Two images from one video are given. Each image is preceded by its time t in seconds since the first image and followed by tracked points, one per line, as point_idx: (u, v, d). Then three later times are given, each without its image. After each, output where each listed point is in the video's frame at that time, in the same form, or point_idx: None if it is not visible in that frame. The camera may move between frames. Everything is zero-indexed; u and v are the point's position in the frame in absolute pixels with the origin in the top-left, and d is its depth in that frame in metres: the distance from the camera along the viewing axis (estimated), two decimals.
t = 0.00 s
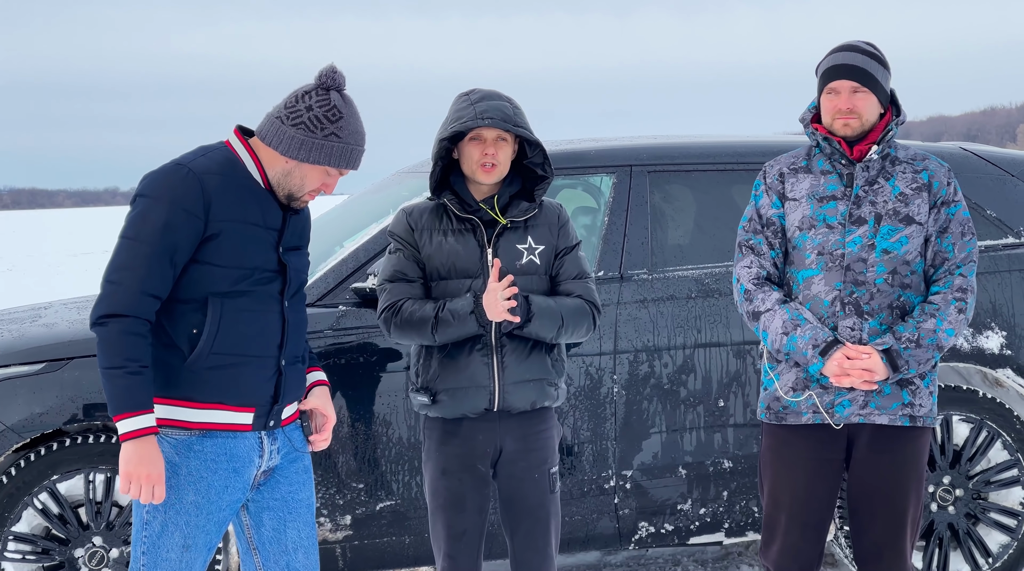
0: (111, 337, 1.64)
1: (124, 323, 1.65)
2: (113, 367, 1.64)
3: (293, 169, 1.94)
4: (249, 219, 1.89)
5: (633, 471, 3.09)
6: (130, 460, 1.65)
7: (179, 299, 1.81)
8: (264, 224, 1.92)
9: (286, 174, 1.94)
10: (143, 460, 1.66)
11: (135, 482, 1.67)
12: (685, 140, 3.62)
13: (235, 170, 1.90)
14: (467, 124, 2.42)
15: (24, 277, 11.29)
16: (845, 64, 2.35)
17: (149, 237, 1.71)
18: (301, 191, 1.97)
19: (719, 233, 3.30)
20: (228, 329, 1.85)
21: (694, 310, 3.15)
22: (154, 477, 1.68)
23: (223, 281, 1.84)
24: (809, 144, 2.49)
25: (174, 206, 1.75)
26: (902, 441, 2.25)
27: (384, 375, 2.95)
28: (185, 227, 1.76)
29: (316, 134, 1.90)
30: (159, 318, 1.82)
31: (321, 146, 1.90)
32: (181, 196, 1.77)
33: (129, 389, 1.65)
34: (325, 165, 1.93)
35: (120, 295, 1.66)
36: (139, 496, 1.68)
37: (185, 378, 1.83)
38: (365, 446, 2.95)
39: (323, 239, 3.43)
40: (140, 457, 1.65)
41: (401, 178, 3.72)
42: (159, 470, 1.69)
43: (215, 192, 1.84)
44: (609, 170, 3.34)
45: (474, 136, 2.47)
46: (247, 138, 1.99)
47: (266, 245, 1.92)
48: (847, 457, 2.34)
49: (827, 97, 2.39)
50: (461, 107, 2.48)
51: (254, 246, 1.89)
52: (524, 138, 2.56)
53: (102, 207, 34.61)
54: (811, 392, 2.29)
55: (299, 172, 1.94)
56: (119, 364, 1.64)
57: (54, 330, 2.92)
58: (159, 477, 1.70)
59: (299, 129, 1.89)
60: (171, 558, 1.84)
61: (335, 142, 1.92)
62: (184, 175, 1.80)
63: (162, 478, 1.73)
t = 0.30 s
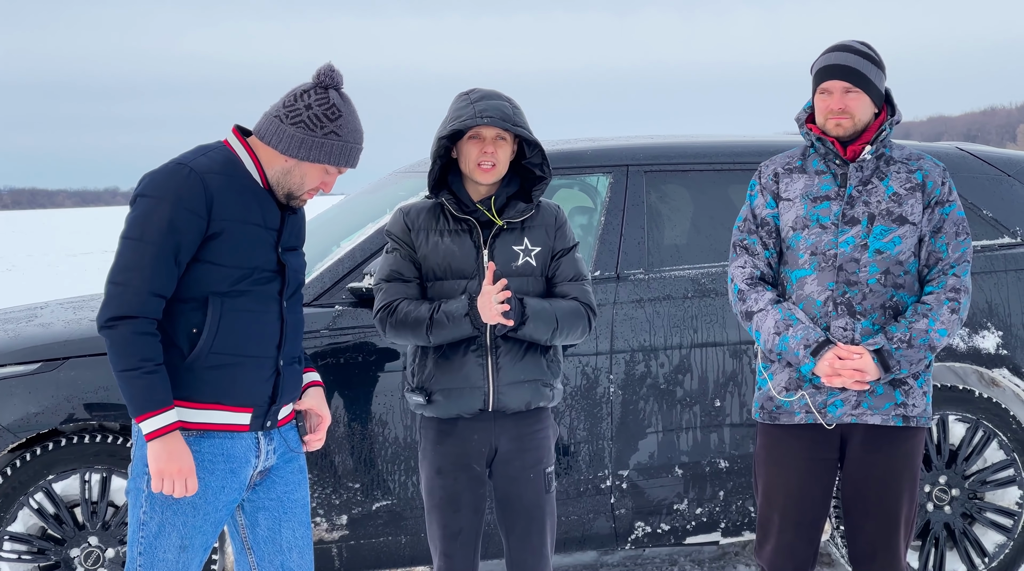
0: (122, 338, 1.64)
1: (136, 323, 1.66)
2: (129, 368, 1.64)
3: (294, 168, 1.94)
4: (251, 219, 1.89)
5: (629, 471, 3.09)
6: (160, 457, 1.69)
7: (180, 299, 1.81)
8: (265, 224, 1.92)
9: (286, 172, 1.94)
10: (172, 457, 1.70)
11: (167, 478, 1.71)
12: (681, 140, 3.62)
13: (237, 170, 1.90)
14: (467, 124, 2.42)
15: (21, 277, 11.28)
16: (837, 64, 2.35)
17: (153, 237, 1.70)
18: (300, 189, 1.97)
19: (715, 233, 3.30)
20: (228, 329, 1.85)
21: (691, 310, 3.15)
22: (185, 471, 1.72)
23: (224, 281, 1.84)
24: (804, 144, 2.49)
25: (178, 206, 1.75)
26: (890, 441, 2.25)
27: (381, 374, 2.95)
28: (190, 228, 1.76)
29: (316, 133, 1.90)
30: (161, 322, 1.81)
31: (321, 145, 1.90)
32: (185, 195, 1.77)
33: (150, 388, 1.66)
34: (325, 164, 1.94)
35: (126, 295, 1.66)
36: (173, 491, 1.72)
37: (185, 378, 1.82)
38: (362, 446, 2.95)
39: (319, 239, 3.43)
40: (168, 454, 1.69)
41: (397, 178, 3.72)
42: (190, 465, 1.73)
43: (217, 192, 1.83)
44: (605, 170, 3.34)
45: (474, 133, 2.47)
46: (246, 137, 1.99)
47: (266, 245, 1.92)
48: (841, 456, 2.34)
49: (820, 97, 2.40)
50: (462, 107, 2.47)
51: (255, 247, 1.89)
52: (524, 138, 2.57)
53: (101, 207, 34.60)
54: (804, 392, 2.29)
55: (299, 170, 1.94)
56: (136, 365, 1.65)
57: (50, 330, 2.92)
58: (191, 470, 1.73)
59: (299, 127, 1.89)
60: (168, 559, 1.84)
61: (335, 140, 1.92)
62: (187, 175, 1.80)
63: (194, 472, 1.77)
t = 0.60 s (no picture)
0: (119, 338, 1.64)
1: (133, 324, 1.66)
2: (124, 368, 1.64)
3: (290, 165, 1.93)
4: (249, 218, 1.89)
5: (628, 470, 3.09)
6: (149, 460, 1.67)
7: (179, 298, 1.81)
8: (263, 222, 1.92)
9: (283, 169, 1.94)
10: (162, 460, 1.68)
11: (156, 481, 1.69)
12: (680, 140, 3.62)
13: (235, 170, 1.90)
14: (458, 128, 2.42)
15: (21, 277, 11.26)
16: (835, 64, 2.35)
17: (151, 237, 1.70)
18: (298, 185, 1.97)
19: (714, 233, 3.30)
20: (228, 329, 1.85)
21: (690, 310, 3.15)
22: (173, 475, 1.70)
23: (224, 280, 1.84)
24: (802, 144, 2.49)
25: (175, 205, 1.75)
26: (888, 441, 2.25)
27: (380, 374, 2.95)
28: (187, 227, 1.76)
29: (312, 128, 1.90)
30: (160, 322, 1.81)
31: (317, 139, 1.90)
32: (183, 194, 1.77)
33: (144, 390, 1.65)
34: (322, 159, 1.93)
35: (124, 295, 1.66)
36: (159, 495, 1.71)
37: (186, 378, 1.83)
38: (360, 446, 2.95)
39: (318, 238, 3.43)
40: (158, 457, 1.67)
41: (396, 178, 3.72)
42: (178, 469, 1.71)
43: (214, 191, 1.83)
44: (604, 170, 3.34)
45: (466, 138, 2.47)
46: (242, 136, 1.99)
47: (265, 243, 1.92)
48: (839, 456, 2.34)
49: (818, 96, 2.40)
50: (454, 111, 2.47)
51: (254, 245, 1.89)
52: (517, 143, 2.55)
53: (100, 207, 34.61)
54: (802, 392, 2.29)
55: (296, 167, 1.94)
56: (130, 366, 1.64)
57: (49, 330, 2.92)
58: (179, 474, 1.72)
59: (295, 123, 1.89)
60: (169, 559, 1.84)
61: (330, 134, 1.92)
62: (184, 175, 1.80)
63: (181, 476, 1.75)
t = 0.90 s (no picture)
0: (113, 340, 1.64)
1: (126, 325, 1.65)
2: (118, 370, 1.64)
3: (284, 163, 1.93)
4: (243, 217, 1.89)
5: (626, 471, 3.09)
6: (141, 463, 1.67)
7: (174, 299, 1.81)
8: (257, 222, 1.92)
9: (276, 167, 1.93)
10: (154, 462, 1.68)
11: (147, 484, 1.69)
12: (679, 140, 3.62)
13: (229, 170, 1.90)
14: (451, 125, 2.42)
15: (20, 277, 11.26)
16: (832, 64, 2.35)
17: (144, 238, 1.70)
18: (292, 183, 1.96)
19: (712, 233, 3.30)
20: (224, 328, 1.85)
21: (688, 310, 3.15)
22: (165, 478, 1.70)
23: (219, 280, 1.84)
24: (799, 144, 2.49)
25: (168, 206, 1.75)
26: (887, 442, 2.25)
27: (377, 374, 2.95)
28: (180, 227, 1.76)
29: (305, 126, 1.89)
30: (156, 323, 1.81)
31: (309, 137, 1.90)
32: (175, 195, 1.77)
33: (136, 391, 1.65)
34: (316, 156, 1.93)
35: (118, 297, 1.66)
36: (150, 498, 1.70)
37: (182, 378, 1.82)
38: (358, 446, 2.94)
39: (316, 239, 3.43)
40: (150, 459, 1.67)
41: (395, 178, 3.71)
42: (170, 471, 1.71)
43: (206, 191, 1.84)
44: (602, 170, 3.34)
45: (459, 135, 2.47)
46: (236, 136, 1.99)
47: (260, 243, 1.92)
48: (837, 456, 2.34)
49: (816, 96, 2.40)
50: (447, 107, 2.48)
51: (249, 245, 1.89)
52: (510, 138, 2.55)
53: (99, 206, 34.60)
54: (800, 392, 2.29)
55: (290, 165, 1.93)
56: (123, 368, 1.64)
57: (46, 330, 2.92)
58: (170, 477, 1.72)
59: (287, 120, 1.89)
60: (165, 560, 1.84)
61: (323, 132, 1.91)
62: (175, 176, 1.80)
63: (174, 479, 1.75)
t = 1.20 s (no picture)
0: (114, 343, 1.64)
1: (127, 329, 1.65)
2: (119, 373, 1.64)
3: (281, 162, 1.93)
4: (241, 217, 1.89)
5: (627, 471, 3.09)
6: (147, 465, 1.67)
7: (174, 301, 1.81)
8: (255, 221, 1.92)
9: (273, 167, 1.94)
10: (160, 464, 1.68)
11: (154, 486, 1.69)
12: (679, 140, 3.62)
13: (227, 172, 1.90)
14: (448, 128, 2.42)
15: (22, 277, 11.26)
16: (831, 65, 2.35)
17: (143, 240, 1.70)
18: (290, 182, 1.96)
19: (712, 233, 3.30)
20: (223, 329, 1.85)
21: (688, 311, 3.15)
22: (172, 479, 1.70)
23: (217, 281, 1.84)
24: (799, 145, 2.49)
25: (165, 208, 1.75)
26: (888, 443, 2.25)
27: (377, 375, 2.95)
28: (178, 229, 1.76)
29: (301, 124, 1.89)
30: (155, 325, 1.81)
31: (306, 136, 1.90)
32: (173, 197, 1.77)
33: (138, 394, 1.65)
34: (312, 154, 1.93)
35: (117, 300, 1.66)
36: (158, 500, 1.70)
37: (182, 379, 1.82)
38: (358, 446, 2.94)
39: (317, 239, 3.43)
40: (157, 461, 1.67)
41: (395, 178, 3.71)
42: (177, 472, 1.71)
43: (203, 192, 1.83)
44: (602, 170, 3.34)
45: (457, 137, 2.47)
46: (232, 136, 1.99)
47: (259, 242, 1.92)
48: (837, 457, 2.34)
49: (814, 97, 2.40)
50: (444, 110, 2.48)
51: (248, 245, 1.89)
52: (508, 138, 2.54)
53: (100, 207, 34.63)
54: (800, 393, 2.29)
55: (286, 164, 1.93)
56: (125, 371, 1.64)
57: (46, 330, 2.92)
58: (178, 478, 1.71)
59: (282, 119, 1.89)
60: (165, 561, 1.84)
61: (320, 129, 1.92)
62: (172, 177, 1.79)
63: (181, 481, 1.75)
